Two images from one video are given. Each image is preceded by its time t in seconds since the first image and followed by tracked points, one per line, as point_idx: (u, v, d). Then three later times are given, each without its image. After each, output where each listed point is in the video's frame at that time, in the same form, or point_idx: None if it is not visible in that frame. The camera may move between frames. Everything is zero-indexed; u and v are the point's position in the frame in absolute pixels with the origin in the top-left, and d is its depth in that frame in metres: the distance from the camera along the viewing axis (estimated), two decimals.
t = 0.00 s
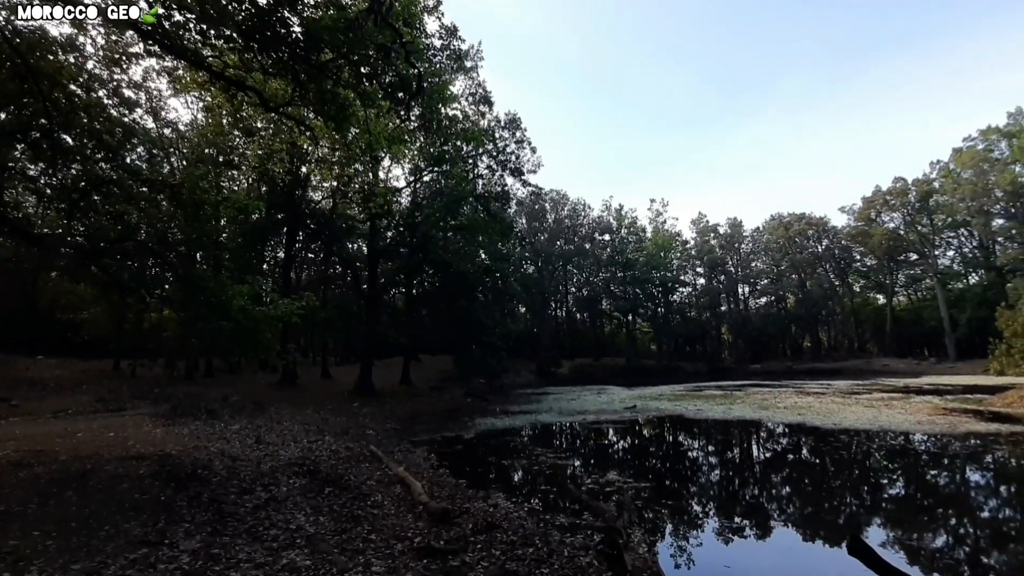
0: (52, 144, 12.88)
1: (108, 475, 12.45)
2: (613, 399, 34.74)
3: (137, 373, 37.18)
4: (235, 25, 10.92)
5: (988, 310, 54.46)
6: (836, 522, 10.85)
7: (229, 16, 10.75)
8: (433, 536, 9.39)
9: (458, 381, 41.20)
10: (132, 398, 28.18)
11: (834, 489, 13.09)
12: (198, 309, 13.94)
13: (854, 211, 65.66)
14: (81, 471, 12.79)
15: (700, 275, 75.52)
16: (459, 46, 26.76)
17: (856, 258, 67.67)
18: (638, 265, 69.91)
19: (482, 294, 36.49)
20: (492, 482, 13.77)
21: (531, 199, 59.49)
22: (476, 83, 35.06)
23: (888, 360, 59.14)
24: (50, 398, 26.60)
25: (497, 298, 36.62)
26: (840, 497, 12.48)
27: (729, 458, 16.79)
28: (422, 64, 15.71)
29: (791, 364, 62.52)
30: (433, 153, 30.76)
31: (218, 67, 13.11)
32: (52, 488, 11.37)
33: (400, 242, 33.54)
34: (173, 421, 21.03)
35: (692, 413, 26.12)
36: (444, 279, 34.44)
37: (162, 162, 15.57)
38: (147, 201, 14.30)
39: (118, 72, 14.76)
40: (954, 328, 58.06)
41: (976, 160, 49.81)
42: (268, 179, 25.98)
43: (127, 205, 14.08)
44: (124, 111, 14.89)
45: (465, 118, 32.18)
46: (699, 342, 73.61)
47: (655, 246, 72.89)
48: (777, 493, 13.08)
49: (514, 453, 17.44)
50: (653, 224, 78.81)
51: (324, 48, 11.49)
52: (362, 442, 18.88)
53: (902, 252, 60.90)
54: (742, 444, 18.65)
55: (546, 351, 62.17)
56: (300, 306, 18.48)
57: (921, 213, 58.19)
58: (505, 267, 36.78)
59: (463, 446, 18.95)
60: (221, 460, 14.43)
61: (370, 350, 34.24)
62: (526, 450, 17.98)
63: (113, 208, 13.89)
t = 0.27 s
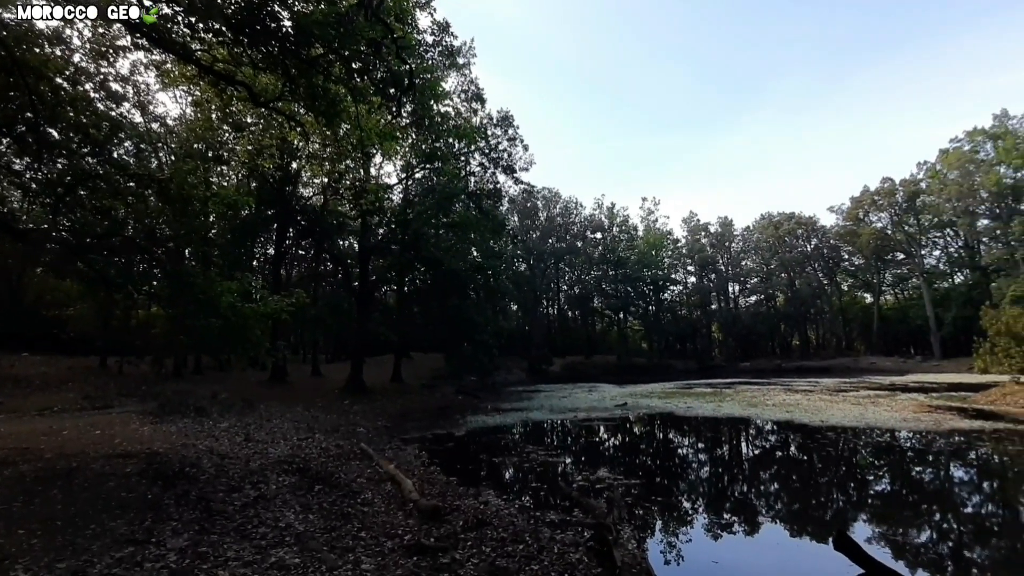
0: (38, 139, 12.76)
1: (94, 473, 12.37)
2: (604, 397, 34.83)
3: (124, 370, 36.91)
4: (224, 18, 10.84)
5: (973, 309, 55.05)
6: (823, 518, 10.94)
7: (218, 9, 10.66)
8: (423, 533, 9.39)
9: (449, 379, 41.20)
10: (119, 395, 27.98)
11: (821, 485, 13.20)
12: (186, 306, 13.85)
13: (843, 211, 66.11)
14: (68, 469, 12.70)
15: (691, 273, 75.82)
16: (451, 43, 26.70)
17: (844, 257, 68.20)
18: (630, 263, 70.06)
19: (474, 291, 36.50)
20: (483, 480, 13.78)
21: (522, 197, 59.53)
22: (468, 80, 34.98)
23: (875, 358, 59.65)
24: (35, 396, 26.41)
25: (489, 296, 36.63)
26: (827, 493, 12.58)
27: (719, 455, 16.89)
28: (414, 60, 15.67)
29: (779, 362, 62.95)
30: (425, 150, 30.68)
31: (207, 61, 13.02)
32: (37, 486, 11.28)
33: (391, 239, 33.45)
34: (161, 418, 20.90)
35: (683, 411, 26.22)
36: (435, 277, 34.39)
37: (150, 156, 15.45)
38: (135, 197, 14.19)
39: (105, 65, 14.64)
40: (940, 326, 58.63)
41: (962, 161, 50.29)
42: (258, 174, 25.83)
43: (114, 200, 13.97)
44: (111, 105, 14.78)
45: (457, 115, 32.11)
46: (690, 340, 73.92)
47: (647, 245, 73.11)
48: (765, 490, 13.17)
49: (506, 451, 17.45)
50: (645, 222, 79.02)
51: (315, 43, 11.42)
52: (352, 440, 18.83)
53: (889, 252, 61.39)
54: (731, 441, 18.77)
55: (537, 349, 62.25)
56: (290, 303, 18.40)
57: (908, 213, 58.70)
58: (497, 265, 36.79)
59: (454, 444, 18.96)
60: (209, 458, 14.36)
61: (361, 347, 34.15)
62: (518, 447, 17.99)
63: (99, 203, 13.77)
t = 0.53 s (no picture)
0: (21, 131, 12.58)
1: (79, 470, 12.29)
2: (593, 394, 34.96)
3: (109, 367, 36.55)
4: (211, 10, 10.73)
5: (955, 308, 55.70)
6: (808, 513, 11.05)
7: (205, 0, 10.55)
8: (412, 529, 9.41)
9: (439, 376, 41.20)
10: (104, 392, 27.73)
11: (807, 481, 13.33)
12: (172, 301, 13.75)
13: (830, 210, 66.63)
14: (51, 466, 12.60)
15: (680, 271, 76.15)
16: (441, 38, 26.65)
17: (830, 256, 68.89)
18: (620, 261, 70.24)
19: (465, 288, 36.51)
20: (472, 476, 13.80)
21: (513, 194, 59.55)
22: (459, 76, 34.92)
23: (860, 356, 60.22)
24: (18, 392, 26.16)
25: (479, 293, 36.65)
26: (812, 488, 12.71)
27: (707, 451, 17.00)
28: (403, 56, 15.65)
29: (767, 359, 63.40)
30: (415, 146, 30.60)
31: (193, 53, 12.90)
32: (20, 484, 11.18)
33: (381, 235, 33.35)
34: (146, 415, 20.74)
35: (671, 407, 26.36)
36: (425, 273, 34.35)
37: (136, 150, 15.29)
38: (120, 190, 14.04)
39: (89, 57, 14.45)
40: (923, 325, 59.28)
41: (947, 162, 50.85)
42: (246, 169, 25.66)
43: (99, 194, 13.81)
44: (95, 97, 14.56)
45: (448, 111, 32.05)
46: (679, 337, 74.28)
47: (637, 242, 73.37)
48: (751, 485, 13.28)
49: (496, 447, 17.47)
50: (635, 220, 79.28)
51: (303, 36, 11.33)
52: (341, 436, 18.78)
53: (875, 251, 61.95)
54: (719, 437, 18.91)
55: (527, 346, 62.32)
56: (279, 299, 18.32)
57: (893, 213, 59.26)
58: (487, 261, 36.84)
59: (444, 440, 18.97)
60: (196, 455, 14.29)
61: (350, 344, 34.06)
62: (507, 444, 18.01)
63: (84, 197, 13.61)
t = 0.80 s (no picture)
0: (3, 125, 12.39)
1: (62, 469, 12.18)
2: (583, 391, 35.04)
3: (94, 364, 36.21)
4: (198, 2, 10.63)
5: (939, 306, 56.21)
6: (794, 508, 11.15)
7: None
8: (401, 527, 9.40)
9: (430, 373, 41.16)
10: (89, 390, 27.49)
11: (794, 476, 13.43)
12: (158, 298, 13.62)
13: (817, 208, 67.08)
14: (34, 465, 12.48)
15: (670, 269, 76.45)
16: (431, 34, 26.57)
17: (817, 254, 69.36)
18: (611, 258, 70.36)
19: (455, 286, 36.48)
20: (462, 473, 13.80)
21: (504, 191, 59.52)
22: (450, 72, 34.81)
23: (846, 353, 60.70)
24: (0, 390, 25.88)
25: (470, 290, 36.63)
26: (798, 484, 12.81)
27: (696, 448, 17.09)
28: (391, 52, 15.61)
29: (756, 357, 63.78)
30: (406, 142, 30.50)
31: (179, 46, 12.76)
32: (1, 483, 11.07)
33: (371, 232, 33.21)
34: (131, 414, 20.57)
35: (661, 404, 26.46)
36: (416, 270, 34.26)
37: (121, 145, 15.12)
38: (105, 186, 13.88)
39: (73, 49, 14.24)
40: (907, 322, 59.82)
41: (932, 162, 51.35)
42: (234, 164, 25.45)
43: (83, 189, 13.64)
44: (79, 91, 14.34)
45: (439, 108, 31.95)
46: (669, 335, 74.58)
47: (627, 240, 73.58)
48: (739, 481, 13.37)
49: (486, 445, 17.47)
50: (625, 218, 79.48)
51: (291, 30, 11.23)
52: (330, 434, 18.72)
53: (861, 249, 62.43)
54: (707, 433, 19.00)
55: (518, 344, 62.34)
56: (267, 296, 18.21)
57: (879, 213, 59.73)
58: (477, 259, 36.83)
59: (434, 438, 18.95)
60: (182, 454, 14.20)
61: (340, 341, 33.94)
62: (498, 441, 18.01)
63: (68, 192, 13.43)
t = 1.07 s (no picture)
0: None
1: (45, 468, 12.08)
2: (572, 388, 35.14)
3: (78, 361, 35.83)
4: None
5: (920, 304, 56.74)
6: (779, 503, 11.26)
7: None
8: (389, 524, 9.40)
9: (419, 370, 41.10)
10: (72, 387, 27.20)
11: (779, 472, 13.56)
12: (143, 293, 13.50)
13: (803, 207, 67.53)
14: (16, 463, 12.36)
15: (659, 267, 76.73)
16: (420, 30, 26.47)
17: (804, 253, 69.85)
18: (600, 256, 70.49)
19: (445, 282, 36.44)
20: (451, 470, 13.81)
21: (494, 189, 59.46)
22: (440, 68, 34.69)
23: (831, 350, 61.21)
24: None
25: (459, 287, 36.59)
26: (783, 479, 12.93)
27: (683, 444, 17.20)
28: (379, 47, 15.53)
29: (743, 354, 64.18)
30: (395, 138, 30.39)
31: (164, 38, 12.64)
32: None
33: (359, 228, 33.06)
34: (116, 412, 20.40)
35: (649, 401, 26.58)
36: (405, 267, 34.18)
37: (104, 138, 14.94)
38: (87, 180, 13.71)
39: (55, 40, 14.03)
40: (891, 320, 60.39)
41: (915, 162, 51.39)
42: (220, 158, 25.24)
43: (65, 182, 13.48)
44: (61, 83, 14.13)
45: (428, 103, 31.83)
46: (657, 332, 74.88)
47: (616, 238, 73.75)
48: (725, 477, 13.48)
49: (475, 441, 17.48)
50: (615, 215, 79.65)
51: (278, 23, 11.11)
52: (318, 432, 18.66)
53: (846, 248, 62.90)
54: (695, 430, 19.12)
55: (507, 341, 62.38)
56: (254, 292, 18.10)
57: (864, 212, 60.19)
58: (466, 256, 36.81)
59: (423, 435, 18.94)
60: (167, 452, 14.12)
61: (328, 338, 33.82)
62: (487, 438, 18.03)
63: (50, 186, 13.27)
